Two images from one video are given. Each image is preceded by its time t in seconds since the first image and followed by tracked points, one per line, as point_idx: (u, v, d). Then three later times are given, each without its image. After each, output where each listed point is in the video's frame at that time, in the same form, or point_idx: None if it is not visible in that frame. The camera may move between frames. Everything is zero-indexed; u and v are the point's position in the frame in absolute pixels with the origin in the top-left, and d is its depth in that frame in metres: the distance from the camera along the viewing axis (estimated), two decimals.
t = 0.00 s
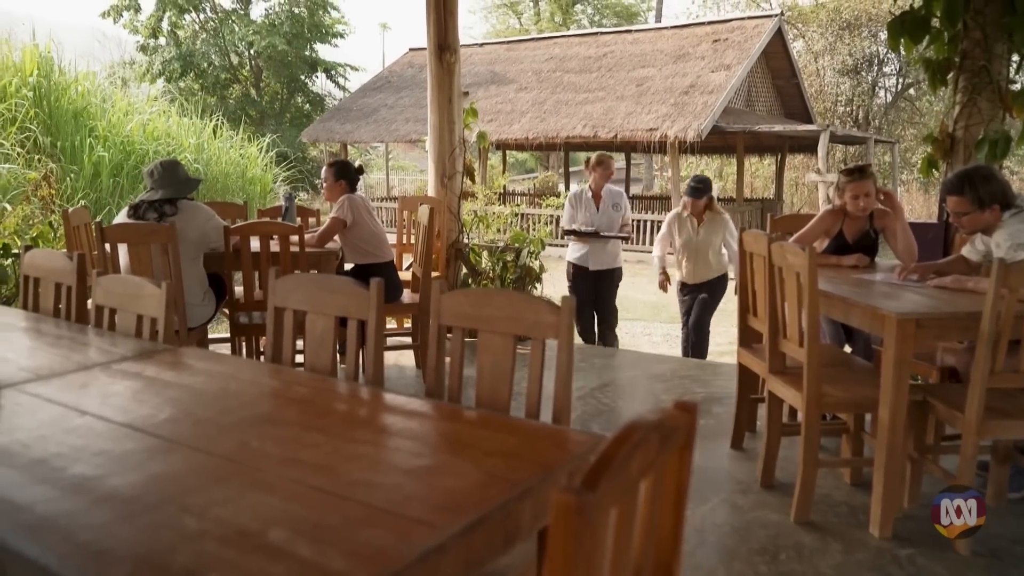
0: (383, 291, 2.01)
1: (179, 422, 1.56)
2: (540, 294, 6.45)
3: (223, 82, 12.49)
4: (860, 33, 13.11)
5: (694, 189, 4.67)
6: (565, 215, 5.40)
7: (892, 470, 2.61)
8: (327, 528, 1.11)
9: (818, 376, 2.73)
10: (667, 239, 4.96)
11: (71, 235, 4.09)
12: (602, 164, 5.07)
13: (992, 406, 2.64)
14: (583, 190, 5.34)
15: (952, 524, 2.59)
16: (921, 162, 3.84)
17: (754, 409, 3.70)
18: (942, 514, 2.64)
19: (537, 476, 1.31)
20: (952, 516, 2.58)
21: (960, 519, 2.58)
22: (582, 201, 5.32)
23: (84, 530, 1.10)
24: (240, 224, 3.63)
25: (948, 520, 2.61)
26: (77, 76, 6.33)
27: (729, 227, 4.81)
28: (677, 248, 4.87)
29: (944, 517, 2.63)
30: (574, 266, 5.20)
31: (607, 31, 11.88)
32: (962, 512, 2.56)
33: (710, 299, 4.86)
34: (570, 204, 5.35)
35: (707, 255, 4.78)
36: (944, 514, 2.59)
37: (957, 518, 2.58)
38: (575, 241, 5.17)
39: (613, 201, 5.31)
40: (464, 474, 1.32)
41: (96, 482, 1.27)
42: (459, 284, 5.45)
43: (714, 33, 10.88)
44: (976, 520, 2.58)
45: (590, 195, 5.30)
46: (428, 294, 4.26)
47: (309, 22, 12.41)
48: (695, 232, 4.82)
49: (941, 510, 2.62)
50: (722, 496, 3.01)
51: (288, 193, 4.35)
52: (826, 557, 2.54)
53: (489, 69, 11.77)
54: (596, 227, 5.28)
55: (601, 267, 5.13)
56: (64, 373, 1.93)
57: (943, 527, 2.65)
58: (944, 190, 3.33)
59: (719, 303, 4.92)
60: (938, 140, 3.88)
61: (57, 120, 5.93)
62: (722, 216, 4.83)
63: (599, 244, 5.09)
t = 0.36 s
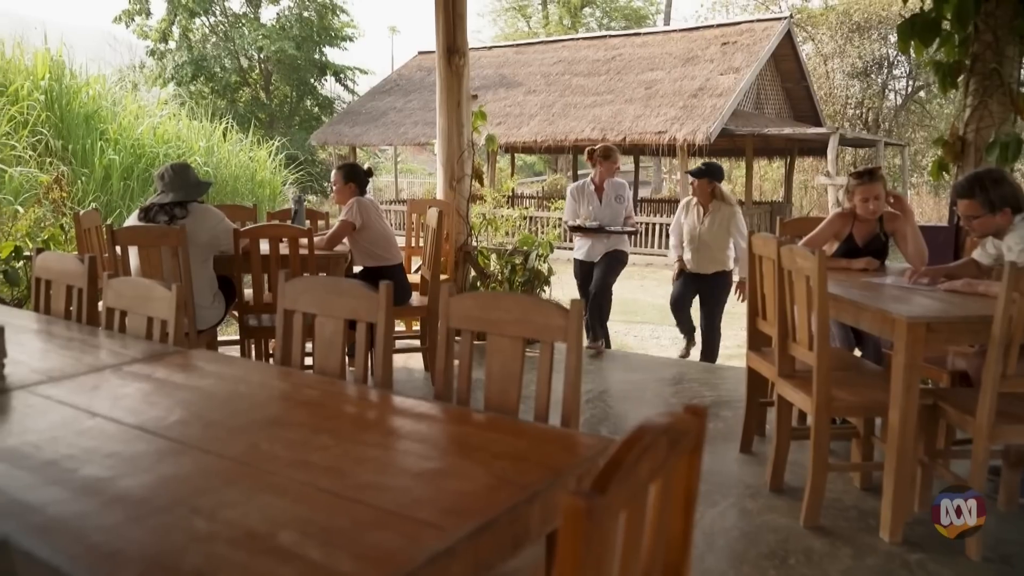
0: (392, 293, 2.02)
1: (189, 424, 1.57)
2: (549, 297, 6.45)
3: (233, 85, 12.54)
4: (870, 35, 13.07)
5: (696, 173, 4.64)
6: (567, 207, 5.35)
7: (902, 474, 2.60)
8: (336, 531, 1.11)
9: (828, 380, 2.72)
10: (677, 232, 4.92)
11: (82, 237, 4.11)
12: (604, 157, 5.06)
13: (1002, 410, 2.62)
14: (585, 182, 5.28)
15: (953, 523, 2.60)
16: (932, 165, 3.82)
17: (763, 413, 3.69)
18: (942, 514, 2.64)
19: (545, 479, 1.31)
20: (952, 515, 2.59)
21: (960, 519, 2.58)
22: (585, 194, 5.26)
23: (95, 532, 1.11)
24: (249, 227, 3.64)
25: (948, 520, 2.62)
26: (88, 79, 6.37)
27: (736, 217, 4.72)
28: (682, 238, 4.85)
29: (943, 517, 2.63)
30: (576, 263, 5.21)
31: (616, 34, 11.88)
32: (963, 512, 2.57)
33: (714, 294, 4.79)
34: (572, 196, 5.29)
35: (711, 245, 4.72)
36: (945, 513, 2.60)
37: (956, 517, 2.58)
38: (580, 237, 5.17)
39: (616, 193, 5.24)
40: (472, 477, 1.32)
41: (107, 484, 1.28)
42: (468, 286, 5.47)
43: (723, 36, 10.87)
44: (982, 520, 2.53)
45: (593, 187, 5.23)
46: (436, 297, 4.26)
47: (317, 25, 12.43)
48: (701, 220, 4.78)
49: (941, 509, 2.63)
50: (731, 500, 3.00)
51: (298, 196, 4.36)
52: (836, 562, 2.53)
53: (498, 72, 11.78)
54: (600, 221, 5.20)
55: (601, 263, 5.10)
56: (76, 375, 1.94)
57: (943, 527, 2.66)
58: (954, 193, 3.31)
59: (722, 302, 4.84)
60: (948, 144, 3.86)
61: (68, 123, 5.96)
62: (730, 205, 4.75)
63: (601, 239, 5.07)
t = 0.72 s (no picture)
0: (403, 297, 2.02)
1: (201, 427, 1.58)
2: (559, 301, 6.44)
3: (245, 90, 12.60)
4: (882, 39, 13.03)
5: (692, 175, 4.60)
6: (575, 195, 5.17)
7: (915, 480, 2.58)
8: (348, 534, 1.11)
9: (840, 385, 2.70)
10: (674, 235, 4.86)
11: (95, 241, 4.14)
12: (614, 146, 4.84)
13: (1017, 416, 2.60)
14: (596, 170, 5.08)
15: (953, 523, 2.70)
16: (944, 169, 3.80)
17: (775, 418, 3.67)
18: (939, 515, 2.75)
19: (556, 484, 1.31)
20: (952, 515, 2.70)
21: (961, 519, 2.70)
22: (594, 182, 5.07)
23: (108, 533, 1.11)
24: (261, 231, 3.64)
25: (947, 520, 2.71)
26: (101, 85, 6.42)
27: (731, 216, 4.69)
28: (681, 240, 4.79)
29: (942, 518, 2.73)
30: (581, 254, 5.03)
31: (626, 38, 11.87)
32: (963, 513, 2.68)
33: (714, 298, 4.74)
34: (581, 184, 5.10)
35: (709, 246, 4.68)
36: (944, 513, 2.70)
37: (957, 517, 2.69)
38: (585, 227, 4.99)
39: (627, 182, 5.05)
40: (482, 481, 1.32)
41: (119, 486, 1.28)
42: (478, 289, 5.46)
43: (734, 40, 10.85)
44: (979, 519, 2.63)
45: (603, 175, 5.04)
46: (447, 301, 4.27)
47: (328, 29, 12.46)
48: (697, 223, 4.74)
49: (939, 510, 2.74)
50: (741, 505, 2.99)
51: (309, 201, 4.37)
52: (847, 568, 2.52)
53: (508, 77, 11.79)
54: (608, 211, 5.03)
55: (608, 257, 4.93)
56: (89, 378, 1.95)
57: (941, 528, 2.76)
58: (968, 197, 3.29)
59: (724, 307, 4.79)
60: (961, 148, 3.84)
61: (81, 128, 6.01)
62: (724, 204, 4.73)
63: (608, 231, 4.89)
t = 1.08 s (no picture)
0: (413, 301, 2.03)
1: (213, 431, 1.58)
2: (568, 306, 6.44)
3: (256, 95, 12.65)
4: (893, 43, 12.99)
5: (689, 157, 4.55)
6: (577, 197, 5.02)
7: (927, 486, 2.56)
8: (359, 538, 1.12)
9: (852, 390, 2.69)
10: (669, 221, 4.84)
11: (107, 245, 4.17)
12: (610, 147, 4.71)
13: None
14: (597, 171, 4.93)
15: (952, 523, 2.73)
16: (956, 173, 3.78)
17: (785, 424, 3.65)
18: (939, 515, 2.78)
19: (566, 489, 1.31)
20: (952, 515, 2.74)
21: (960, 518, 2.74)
22: (595, 184, 4.91)
23: (120, 536, 1.12)
24: (272, 235, 3.66)
25: (947, 520, 2.74)
26: (114, 89, 6.47)
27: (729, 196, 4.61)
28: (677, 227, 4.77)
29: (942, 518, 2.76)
30: (581, 257, 4.88)
31: (636, 43, 11.87)
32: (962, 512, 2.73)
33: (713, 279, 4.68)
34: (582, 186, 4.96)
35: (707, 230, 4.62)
36: (945, 513, 2.74)
37: (957, 518, 2.74)
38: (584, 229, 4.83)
39: (629, 183, 4.88)
40: (493, 486, 1.32)
41: (131, 490, 1.29)
42: (488, 293, 5.44)
43: (744, 45, 10.84)
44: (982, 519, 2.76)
45: (604, 176, 4.88)
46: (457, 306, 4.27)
47: (339, 34, 12.54)
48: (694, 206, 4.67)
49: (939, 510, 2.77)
50: (752, 511, 2.98)
51: (320, 205, 4.39)
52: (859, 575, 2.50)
53: (518, 81, 11.80)
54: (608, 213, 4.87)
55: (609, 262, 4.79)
56: (102, 382, 1.96)
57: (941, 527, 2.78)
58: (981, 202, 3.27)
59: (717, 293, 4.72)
60: (973, 152, 3.81)
61: (94, 133, 6.05)
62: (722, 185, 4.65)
63: (608, 235, 4.74)
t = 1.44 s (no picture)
0: (424, 305, 2.03)
1: (226, 434, 1.59)
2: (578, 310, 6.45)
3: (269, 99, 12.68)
4: (906, 46, 12.93)
5: (693, 156, 4.48)
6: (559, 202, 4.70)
7: (940, 492, 2.55)
8: (370, 542, 1.12)
9: (864, 396, 2.68)
10: (667, 220, 4.85)
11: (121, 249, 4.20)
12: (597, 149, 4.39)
13: None
14: (582, 174, 4.61)
15: (951, 523, 2.59)
16: (970, 176, 3.76)
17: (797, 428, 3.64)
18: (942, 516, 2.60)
19: (577, 493, 1.31)
20: (951, 516, 2.58)
21: (961, 520, 2.64)
22: (579, 187, 4.59)
23: (134, 539, 1.12)
24: (284, 239, 3.69)
25: (947, 520, 2.58)
26: (128, 94, 6.52)
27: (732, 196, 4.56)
28: (676, 225, 4.76)
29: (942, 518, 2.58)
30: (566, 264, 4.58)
31: (647, 47, 11.86)
32: (961, 512, 2.62)
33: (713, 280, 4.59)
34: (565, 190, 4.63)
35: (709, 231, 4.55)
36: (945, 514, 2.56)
37: (956, 518, 2.60)
38: (570, 236, 4.54)
39: (616, 187, 4.57)
40: (504, 490, 1.32)
41: (145, 492, 1.30)
42: (499, 297, 5.44)
43: (755, 48, 10.81)
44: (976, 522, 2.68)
45: (589, 179, 4.57)
46: (467, 309, 4.27)
47: (351, 39, 12.64)
48: (695, 205, 4.64)
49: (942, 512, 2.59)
50: (764, 517, 2.97)
51: (331, 209, 4.41)
52: None
53: (529, 85, 11.80)
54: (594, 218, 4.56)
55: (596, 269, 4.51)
56: (115, 384, 1.98)
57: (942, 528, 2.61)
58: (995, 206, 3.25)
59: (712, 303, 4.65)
60: (988, 156, 3.79)
61: (108, 137, 6.10)
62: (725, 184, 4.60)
63: (594, 241, 4.44)
